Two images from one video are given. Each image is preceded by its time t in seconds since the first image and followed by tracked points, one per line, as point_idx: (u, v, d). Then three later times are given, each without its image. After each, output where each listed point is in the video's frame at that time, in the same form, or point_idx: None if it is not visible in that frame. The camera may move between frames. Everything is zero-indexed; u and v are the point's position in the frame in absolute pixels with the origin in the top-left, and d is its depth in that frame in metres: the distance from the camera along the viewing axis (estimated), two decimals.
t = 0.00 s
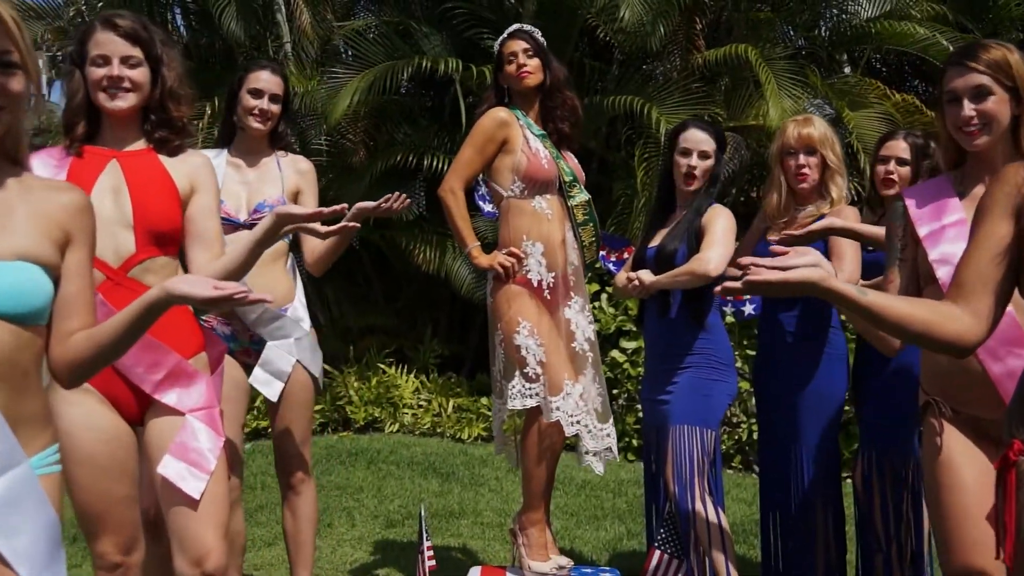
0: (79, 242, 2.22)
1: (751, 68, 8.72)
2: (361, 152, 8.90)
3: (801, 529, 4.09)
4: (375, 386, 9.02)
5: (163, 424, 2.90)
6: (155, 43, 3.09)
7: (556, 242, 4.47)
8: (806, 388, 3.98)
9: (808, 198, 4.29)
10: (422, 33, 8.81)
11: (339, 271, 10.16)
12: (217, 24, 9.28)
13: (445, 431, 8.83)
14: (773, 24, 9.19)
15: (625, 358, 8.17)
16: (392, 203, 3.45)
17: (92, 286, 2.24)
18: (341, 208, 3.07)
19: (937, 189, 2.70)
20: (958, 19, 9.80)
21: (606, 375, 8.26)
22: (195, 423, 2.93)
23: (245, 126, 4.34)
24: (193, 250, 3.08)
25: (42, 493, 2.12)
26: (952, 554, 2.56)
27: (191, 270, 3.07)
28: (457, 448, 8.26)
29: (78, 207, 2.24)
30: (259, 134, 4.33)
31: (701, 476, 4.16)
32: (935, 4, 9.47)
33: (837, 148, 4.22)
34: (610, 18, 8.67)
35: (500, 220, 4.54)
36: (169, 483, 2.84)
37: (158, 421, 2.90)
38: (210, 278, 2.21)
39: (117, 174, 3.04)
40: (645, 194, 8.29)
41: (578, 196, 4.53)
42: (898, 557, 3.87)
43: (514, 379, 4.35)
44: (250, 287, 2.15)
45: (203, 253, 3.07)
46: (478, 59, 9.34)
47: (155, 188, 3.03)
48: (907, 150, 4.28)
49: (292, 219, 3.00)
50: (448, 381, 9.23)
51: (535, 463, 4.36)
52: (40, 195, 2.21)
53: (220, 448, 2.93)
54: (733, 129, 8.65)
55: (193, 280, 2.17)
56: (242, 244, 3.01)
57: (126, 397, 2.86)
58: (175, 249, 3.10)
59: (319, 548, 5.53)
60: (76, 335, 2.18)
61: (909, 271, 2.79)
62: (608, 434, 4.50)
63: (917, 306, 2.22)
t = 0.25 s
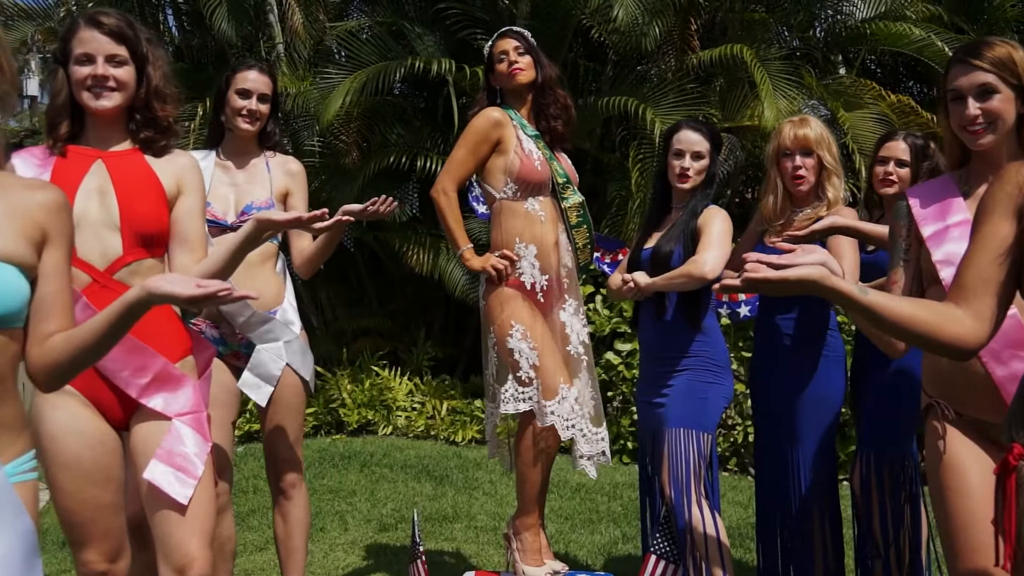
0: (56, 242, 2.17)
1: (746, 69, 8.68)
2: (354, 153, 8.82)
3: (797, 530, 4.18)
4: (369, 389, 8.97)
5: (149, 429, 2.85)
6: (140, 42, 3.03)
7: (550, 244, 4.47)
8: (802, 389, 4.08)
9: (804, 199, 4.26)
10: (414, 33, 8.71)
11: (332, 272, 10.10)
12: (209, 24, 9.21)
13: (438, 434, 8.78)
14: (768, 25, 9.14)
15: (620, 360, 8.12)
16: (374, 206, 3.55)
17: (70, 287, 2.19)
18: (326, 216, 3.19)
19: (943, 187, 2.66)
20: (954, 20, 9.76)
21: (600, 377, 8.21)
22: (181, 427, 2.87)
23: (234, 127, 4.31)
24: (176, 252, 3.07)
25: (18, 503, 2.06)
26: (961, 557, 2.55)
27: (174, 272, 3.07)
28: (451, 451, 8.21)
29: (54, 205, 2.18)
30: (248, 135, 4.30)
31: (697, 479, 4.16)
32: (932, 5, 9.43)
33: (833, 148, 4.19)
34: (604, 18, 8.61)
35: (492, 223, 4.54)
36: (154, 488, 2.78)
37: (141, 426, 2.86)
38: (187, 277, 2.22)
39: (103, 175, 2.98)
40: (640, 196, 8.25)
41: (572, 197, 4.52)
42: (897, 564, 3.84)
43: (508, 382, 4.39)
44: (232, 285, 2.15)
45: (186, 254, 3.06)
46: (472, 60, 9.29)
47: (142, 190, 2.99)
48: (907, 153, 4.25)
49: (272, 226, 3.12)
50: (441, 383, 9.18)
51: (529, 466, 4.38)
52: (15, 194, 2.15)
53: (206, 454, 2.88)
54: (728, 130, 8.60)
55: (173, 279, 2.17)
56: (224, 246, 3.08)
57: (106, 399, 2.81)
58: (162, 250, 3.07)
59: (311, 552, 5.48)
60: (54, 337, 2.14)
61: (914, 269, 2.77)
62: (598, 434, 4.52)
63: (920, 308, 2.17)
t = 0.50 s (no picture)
0: (30, 241, 2.23)
1: (737, 68, 8.65)
2: (344, 153, 8.78)
3: (789, 532, 4.19)
4: (358, 389, 8.92)
5: (127, 436, 2.82)
6: (124, 38, 2.99)
7: (539, 244, 4.48)
8: (795, 389, 4.08)
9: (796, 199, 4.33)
10: (405, 32, 8.63)
11: (322, 272, 10.04)
12: (197, 22, 9.14)
13: (428, 435, 8.74)
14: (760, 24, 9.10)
15: (611, 361, 8.09)
16: (358, 208, 3.69)
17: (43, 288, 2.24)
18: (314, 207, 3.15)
19: (941, 185, 2.64)
20: (945, 20, 9.75)
21: (591, 378, 8.18)
22: (159, 435, 2.85)
23: (222, 125, 4.26)
24: (163, 250, 3.02)
25: None
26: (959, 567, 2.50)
27: (162, 272, 3.02)
28: (441, 453, 8.18)
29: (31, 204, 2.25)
30: (236, 134, 4.26)
31: (688, 482, 4.14)
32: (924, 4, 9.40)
33: (827, 146, 4.26)
34: (596, 17, 8.56)
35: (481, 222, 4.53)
36: (130, 496, 2.77)
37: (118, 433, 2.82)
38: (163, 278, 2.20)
39: (85, 173, 2.93)
40: (631, 197, 8.21)
41: (561, 196, 4.50)
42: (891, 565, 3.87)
43: (497, 384, 4.38)
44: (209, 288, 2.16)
45: (173, 254, 3.02)
46: (462, 59, 9.25)
47: (125, 187, 2.94)
48: (902, 152, 4.23)
49: (258, 221, 3.06)
50: (432, 384, 9.12)
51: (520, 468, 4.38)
52: None
53: (181, 462, 2.86)
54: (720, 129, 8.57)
55: (149, 282, 2.17)
56: (210, 245, 3.03)
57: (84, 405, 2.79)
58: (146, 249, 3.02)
59: (299, 554, 5.43)
60: (31, 337, 2.15)
61: (910, 268, 2.73)
62: (587, 435, 4.51)
63: (920, 306, 2.14)
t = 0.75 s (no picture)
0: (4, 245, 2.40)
1: (727, 68, 8.62)
2: (332, 153, 8.68)
3: (780, 536, 4.17)
4: (347, 392, 8.86)
5: (106, 439, 2.78)
6: (106, 35, 2.96)
7: (528, 246, 4.49)
8: (786, 391, 4.06)
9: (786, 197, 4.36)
10: (393, 31, 8.57)
11: (310, 274, 9.96)
12: (184, 22, 9.07)
13: (417, 437, 8.68)
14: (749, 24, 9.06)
15: (600, 363, 8.05)
16: (343, 208, 3.66)
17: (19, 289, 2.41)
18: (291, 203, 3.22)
19: (937, 183, 2.66)
20: (935, 21, 9.73)
21: (581, 379, 8.13)
22: (140, 439, 2.80)
23: (208, 125, 4.21)
24: (144, 251, 2.96)
25: None
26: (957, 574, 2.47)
27: (143, 274, 2.96)
28: (429, 455, 8.13)
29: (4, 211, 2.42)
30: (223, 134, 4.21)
31: (677, 484, 4.13)
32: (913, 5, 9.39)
33: (819, 144, 4.31)
34: (586, 17, 8.51)
35: (469, 223, 4.56)
36: (115, 501, 2.73)
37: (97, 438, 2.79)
38: (139, 279, 2.32)
39: (61, 173, 2.88)
40: (620, 198, 8.18)
41: (549, 196, 4.52)
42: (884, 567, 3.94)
43: (485, 387, 4.40)
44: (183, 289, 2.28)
45: (154, 255, 2.96)
46: (450, 59, 9.21)
47: (101, 186, 2.89)
48: (895, 151, 4.45)
49: (238, 221, 3.06)
50: (420, 386, 9.06)
51: (508, 472, 4.39)
52: None
53: (163, 465, 2.82)
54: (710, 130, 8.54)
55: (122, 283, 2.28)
56: (192, 246, 3.01)
57: (63, 410, 2.77)
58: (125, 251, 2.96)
59: (286, 559, 5.37)
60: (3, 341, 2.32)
61: (905, 267, 2.79)
62: (575, 438, 4.50)
63: (916, 307, 2.16)
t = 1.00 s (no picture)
0: None
1: (718, 69, 8.59)
2: (321, 155, 8.60)
3: (774, 542, 4.12)
4: (336, 395, 8.80)
5: (90, 443, 2.73)
6: (88, 33, 2.93)
7: (518, 249, 4.45)
8: (779, 395, 4.01)
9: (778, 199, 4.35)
10: (382, 32, 8.51)
11: (299, 277, 9.88)
12: (171, 23, 9.01)
13: (407, 441, 8.61)
14: (740, 26, 9.02)
15: (592, 365, 8.00)
16: (332, 209, 3.61)
17: None
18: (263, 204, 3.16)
19: (936, 184, 2.63)
20: (925, 23, 9.70)
21: (572, 383, 8.08)
22: (128, 439, 2.75)
23: (195, 126, 4.17)
24: (123, 256, 2.91)
25: None
26: None
27: (122, 279, 2.91)
28: (419, 459, 8.08)
29: None
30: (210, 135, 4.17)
31: (671, 490, 4.09)
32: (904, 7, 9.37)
33: (811, 145, 4.29)
34: (576, 18, 8.46)
35: (458, 225, 4.52)
36: (110, 499, 2.67)
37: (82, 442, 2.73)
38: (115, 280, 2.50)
39: (37, 175, 2.83)
40: (611, 200, 8.13)
41: (540, 197, 4.48)
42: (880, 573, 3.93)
43: (475, 391, 4.36)
44: (158, 290, 2.47)
45: (133, 259, 2.91)
46: (440, 60, 9.15)
47: (78, 187, 2.83)
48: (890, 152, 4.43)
49: (217, 223, 2.97)
50: (410, 389, 9.00)
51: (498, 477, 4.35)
52: None
53: (155, 465, 2.77)
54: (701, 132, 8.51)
55: (100, 285, 2.46)
56: (172, 249, 2.95)
57: (46, 415, 2.72)
58: (103, 255, 2.91)
59: (274, 565, 5.30)
60: None
61: (902, 271, 2.77)
62: (565, 443, 4.46)
63: (917, 311, 2.16)
